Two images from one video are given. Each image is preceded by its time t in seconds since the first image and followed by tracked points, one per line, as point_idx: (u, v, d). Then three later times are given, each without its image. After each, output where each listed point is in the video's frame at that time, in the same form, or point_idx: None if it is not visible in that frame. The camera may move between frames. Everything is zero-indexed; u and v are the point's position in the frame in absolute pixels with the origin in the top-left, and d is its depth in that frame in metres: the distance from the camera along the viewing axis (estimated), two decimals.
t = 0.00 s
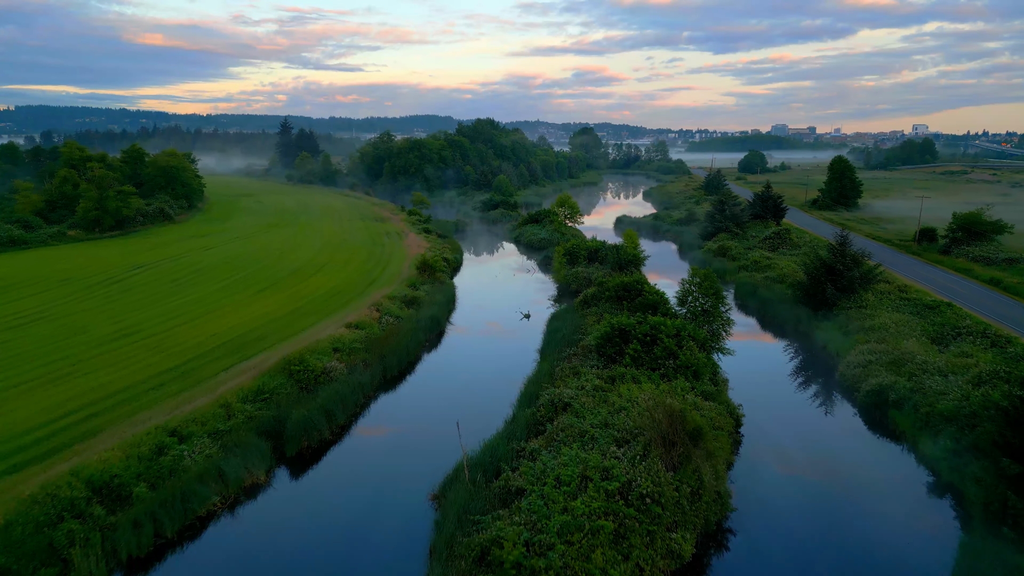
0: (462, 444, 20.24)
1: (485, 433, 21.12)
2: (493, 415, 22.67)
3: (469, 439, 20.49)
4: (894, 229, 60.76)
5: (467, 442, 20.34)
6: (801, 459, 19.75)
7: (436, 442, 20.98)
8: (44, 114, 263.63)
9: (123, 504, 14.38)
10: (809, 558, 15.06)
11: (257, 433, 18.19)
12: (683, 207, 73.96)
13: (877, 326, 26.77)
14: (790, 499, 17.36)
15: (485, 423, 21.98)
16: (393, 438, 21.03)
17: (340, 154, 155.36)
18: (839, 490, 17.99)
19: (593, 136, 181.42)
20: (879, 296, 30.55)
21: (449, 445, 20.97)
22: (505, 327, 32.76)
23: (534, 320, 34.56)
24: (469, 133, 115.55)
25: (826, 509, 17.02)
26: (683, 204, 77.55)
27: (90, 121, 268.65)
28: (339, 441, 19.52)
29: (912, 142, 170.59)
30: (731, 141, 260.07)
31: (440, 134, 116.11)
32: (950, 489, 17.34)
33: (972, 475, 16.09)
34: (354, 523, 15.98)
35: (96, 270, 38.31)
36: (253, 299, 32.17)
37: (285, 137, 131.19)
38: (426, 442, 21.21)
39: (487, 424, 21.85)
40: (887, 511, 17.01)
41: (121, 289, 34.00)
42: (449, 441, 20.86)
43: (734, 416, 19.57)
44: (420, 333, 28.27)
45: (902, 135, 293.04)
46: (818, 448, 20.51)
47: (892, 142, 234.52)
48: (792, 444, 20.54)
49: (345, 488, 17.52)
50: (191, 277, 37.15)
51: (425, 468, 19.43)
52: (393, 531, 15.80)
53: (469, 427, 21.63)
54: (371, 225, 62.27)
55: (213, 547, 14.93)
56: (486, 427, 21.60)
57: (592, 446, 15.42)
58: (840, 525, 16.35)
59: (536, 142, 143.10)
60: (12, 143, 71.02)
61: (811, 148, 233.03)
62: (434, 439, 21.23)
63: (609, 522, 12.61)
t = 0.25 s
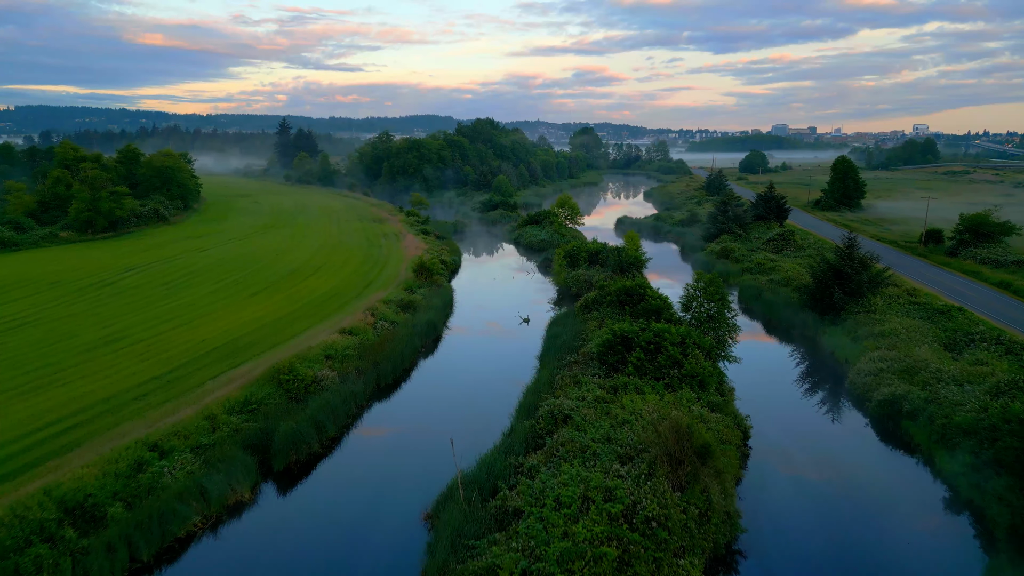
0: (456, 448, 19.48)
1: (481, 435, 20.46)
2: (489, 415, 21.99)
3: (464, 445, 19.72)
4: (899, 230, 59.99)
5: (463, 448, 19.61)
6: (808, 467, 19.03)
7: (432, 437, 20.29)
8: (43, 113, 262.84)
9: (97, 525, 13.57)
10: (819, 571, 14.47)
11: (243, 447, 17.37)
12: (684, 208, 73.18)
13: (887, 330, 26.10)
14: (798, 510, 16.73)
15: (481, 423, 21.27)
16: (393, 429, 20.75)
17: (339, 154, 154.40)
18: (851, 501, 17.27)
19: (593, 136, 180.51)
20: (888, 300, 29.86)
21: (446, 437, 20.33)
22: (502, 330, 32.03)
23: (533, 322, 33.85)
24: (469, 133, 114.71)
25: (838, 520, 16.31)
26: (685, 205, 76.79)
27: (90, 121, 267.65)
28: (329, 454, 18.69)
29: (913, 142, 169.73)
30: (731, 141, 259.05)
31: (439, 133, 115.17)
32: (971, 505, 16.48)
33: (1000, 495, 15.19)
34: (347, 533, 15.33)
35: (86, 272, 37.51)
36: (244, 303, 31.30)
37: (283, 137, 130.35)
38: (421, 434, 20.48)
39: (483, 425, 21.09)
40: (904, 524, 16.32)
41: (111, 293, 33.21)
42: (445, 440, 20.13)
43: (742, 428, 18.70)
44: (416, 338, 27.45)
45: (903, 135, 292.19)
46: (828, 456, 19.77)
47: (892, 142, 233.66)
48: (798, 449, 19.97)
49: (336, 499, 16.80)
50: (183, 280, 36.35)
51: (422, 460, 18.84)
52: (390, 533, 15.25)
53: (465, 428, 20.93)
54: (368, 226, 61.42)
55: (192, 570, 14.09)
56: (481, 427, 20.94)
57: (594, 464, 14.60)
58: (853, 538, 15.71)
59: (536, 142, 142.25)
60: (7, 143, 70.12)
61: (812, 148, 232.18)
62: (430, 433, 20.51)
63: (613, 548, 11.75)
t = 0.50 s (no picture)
0: (453, 456, 18.92)
1: (479, 441, 19.95)
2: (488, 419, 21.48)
3: (462, 452, 19.20)
4: (903, 231, 59.20)
5: (462, 453, 19.12)
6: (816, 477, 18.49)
7: (429, 442, 19.78)
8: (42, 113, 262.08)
9: (68, 550, 12.70)
10: None
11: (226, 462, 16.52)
12: (685, 208, 72.37)
13: (897, 336, 25.36)
14: (810, 529, 15.98)
15: (480, 428, 20.77)
16: (390, 433, 20.34)
17: (338, 155, 153.49)
18: (859, 511, 16.80)
19: (594, 136, 179.59)
20: (898, 305, 29.09)
21: (444, 442, 19.79)
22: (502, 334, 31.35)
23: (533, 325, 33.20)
24: (468, 133, 113.87)
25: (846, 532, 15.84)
26: (686, 206, 76.00)
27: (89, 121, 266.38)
28: (319, 469, 17.87)
29: (915, 142, 168.76)
30: (732, 141, 258.20)
31: (438, 133, 114.20)
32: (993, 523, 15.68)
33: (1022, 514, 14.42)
34: (341, 542, 14.89)
35: (76, 275, 36.68)
36: (236, 308, 30.51)
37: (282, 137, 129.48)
38: (419, 439, 20.01)
39: (481, 431, 20.59)
40: (914, 535, 15.89)
41: (100, 296, 32.39)
42: (443, 445, 19.64)
43: (751, 441, 17.86)
44: (412, 344, 26.65)
45: (904, 135, 291.32)
46: (835, 464, 19.29)
47: (893, 142, 232.81)
48: (807, 460, 19.27)
49: (324, 519, 15.92)
50: (175, 283, 35.53)
51: (416, 472, 18.07)
52: (385, 546, 14.66)
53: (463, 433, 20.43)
54: (365, 227, 60.57)
55: None
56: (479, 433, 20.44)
57: (596, 484, 13.77)
58: (862, 550, 15.27)
59: (536, 142, 141.36)
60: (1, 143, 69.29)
61: (812, 148, 231.32)
62: (428, 439, 20.02)
63: None
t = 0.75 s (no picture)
0: (450, 464, 18.44)
1: (477, 448, 19.52)
2: (486, 425, 21.04)
3: (459, 459, 18.76)
4: (909, 232, 58.41)
5: (459, 461, 18.70)
6: (823, 486, 18.03)
7: (426, 449, 19.35)
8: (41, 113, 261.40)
9: None
10: None
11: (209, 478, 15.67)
12: (687, 209, 71.63)
13: (909, 343, 24.62)
14: (823, 550, 15.27)
15: (478, 434, 20.32)
16: (384, 444, 19.67)
17: (336, 155, 152.63)
18: (867, 524, 16.34)
19: (594, 136, 178.68)
20: (908, 310, 28.33)
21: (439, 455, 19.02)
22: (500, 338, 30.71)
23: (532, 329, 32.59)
24: (468, 133, 113.07)
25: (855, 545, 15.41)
26: (687, 206, 75.26)
27: (88, 121, 265.29)
28: (307, 485, 17.08)
29: (917, 142, 167.89)
30: (732, 142, 257.59)
31: (438, 133, 113.23)
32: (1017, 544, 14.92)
33: None
34: (337, 554, 14.55)
35: (65, 278, 35.84)
36: (227, 312, 29.70)
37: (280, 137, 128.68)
38: (415, 446, 19.57)
39: (480, 437, 20.15)
40: (932, 556, 15.20)
41: (88, 300, 31.56)
42: (440, 452, 19.20)
43: (761, 455, 17.03)
44: (407, 349, 25.84)
45: (904, 135, 290.74)
46: (842, 473, 18.83)
47: (894, 142, 232.14)
48: (816, 475, 18.60)
49: (313, 537, 15.21)
50: (166, 285, 34.74)
51: (410, 487, 17.26)
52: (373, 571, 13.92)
53: (461, 439, 20.01)
54: (363, 228, 59.77)
55: None
56: (477, 438, 20.00)
57: (598, 506, 12.97)
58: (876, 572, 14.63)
59: (535, 142, 140.50)
60: None
61: (812, 148, 230.56)
62: (424, 446, 19.59)
63: None
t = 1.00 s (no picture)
0: (446, 479, 17.66)
1: (475, 457, 18.99)
2: (484, 432, 20.50)
3: (455, 473, 17.93)
4: (914, 233, 57.55)
5: (456, 470, 18.17)
6: (833, 497, 17.41)
7: (423, 458, 18.81)
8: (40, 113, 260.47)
9: None
10: None
11: (190, 497, 14.83)
12: (688, 210, 70.89)
13: (920, 349, 23.84)
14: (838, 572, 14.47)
15: (476, 442, 19.79)
16: (378, 455, 18.90)
17: (335, 155, 151.68)
18: (880, 537, 15.78)
19: (594, 136, 177.66)
20: (918, 315, 27.54)
21: (434, 468, 18.24)
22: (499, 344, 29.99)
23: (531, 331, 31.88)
24: (467, 133, 112.26)
25: (868, 560, 14.84)
26: (689, 207, 74.49)
27: (88, 121, 264.35)
28: (294, 502, 16.24)
29: (919, 142, 166.92)
30: (733, 141, 256.54)
31: (437, 133, 112.28)
32: None
33: None
34: None
35: (53, 281, 35.00)
36: (218, 318, 28.87)
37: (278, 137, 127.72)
38: (411, 454, 19.03)
39: (477, 446, 19.62)
40: None
41: (75, 304, 30.72)
42: (436, 461, 18.65)
43: (772, 470, 16.21)
44: (402, 356, 25.00)
45: (905, 134, 289.75)
46: (852, 482, 18.23)
47: (895, 142, 231.20)
48: (829, 489, 17.81)
49: (300, 558, 14.43)
50: (156, 289, 33.90)
51: (404, 503, 16.49)
52: None
53: (458, 447, 19.48)
54: (361, 229, 58.95)
55: None
56: (475, 447, 19.48)
57: (601, 530, 12.15)
58: None
59: (535, 142, 139.57)
60: None
61: (813, 148, 229.58)
62: (420, 454, 19.05)
63: None
